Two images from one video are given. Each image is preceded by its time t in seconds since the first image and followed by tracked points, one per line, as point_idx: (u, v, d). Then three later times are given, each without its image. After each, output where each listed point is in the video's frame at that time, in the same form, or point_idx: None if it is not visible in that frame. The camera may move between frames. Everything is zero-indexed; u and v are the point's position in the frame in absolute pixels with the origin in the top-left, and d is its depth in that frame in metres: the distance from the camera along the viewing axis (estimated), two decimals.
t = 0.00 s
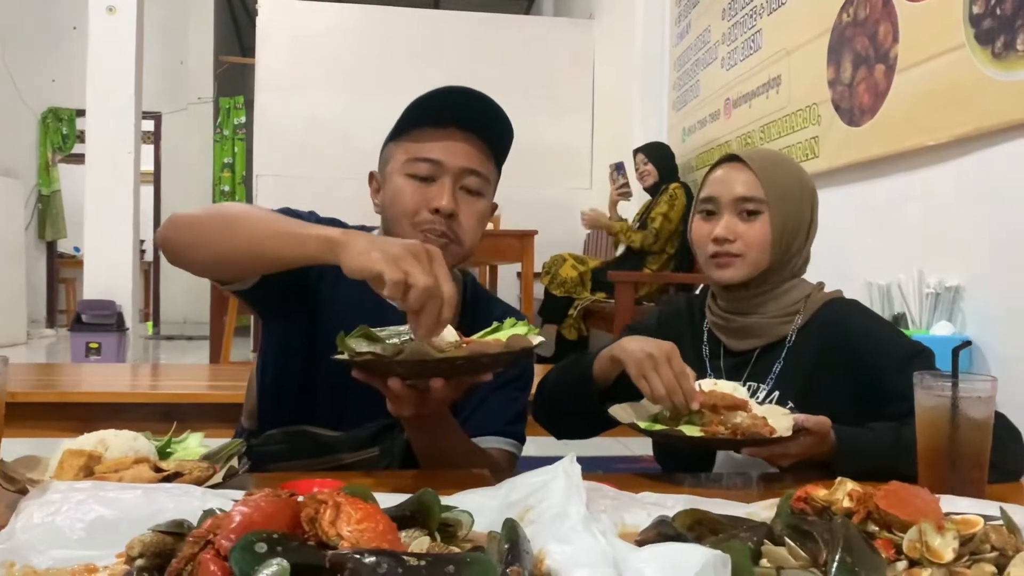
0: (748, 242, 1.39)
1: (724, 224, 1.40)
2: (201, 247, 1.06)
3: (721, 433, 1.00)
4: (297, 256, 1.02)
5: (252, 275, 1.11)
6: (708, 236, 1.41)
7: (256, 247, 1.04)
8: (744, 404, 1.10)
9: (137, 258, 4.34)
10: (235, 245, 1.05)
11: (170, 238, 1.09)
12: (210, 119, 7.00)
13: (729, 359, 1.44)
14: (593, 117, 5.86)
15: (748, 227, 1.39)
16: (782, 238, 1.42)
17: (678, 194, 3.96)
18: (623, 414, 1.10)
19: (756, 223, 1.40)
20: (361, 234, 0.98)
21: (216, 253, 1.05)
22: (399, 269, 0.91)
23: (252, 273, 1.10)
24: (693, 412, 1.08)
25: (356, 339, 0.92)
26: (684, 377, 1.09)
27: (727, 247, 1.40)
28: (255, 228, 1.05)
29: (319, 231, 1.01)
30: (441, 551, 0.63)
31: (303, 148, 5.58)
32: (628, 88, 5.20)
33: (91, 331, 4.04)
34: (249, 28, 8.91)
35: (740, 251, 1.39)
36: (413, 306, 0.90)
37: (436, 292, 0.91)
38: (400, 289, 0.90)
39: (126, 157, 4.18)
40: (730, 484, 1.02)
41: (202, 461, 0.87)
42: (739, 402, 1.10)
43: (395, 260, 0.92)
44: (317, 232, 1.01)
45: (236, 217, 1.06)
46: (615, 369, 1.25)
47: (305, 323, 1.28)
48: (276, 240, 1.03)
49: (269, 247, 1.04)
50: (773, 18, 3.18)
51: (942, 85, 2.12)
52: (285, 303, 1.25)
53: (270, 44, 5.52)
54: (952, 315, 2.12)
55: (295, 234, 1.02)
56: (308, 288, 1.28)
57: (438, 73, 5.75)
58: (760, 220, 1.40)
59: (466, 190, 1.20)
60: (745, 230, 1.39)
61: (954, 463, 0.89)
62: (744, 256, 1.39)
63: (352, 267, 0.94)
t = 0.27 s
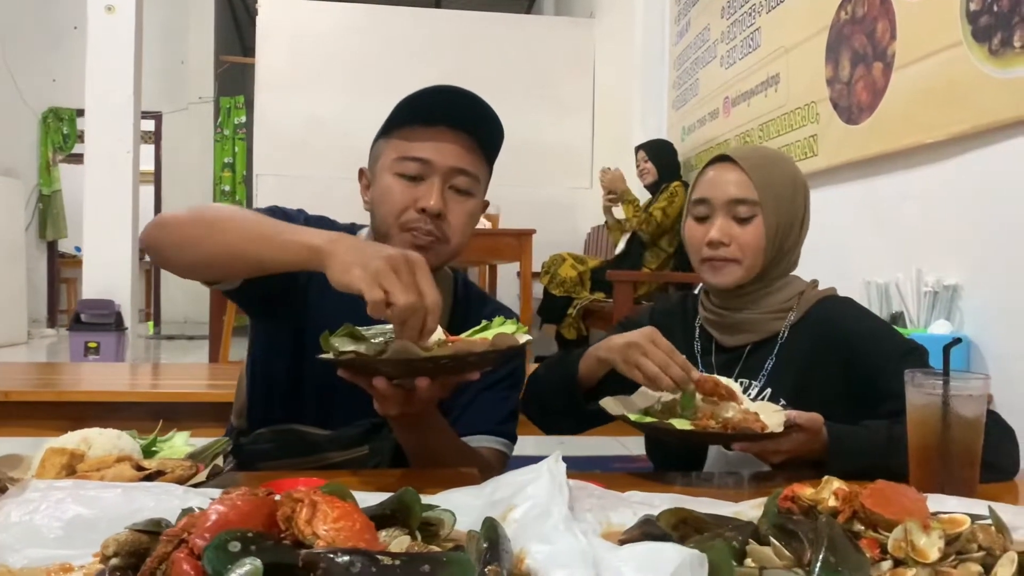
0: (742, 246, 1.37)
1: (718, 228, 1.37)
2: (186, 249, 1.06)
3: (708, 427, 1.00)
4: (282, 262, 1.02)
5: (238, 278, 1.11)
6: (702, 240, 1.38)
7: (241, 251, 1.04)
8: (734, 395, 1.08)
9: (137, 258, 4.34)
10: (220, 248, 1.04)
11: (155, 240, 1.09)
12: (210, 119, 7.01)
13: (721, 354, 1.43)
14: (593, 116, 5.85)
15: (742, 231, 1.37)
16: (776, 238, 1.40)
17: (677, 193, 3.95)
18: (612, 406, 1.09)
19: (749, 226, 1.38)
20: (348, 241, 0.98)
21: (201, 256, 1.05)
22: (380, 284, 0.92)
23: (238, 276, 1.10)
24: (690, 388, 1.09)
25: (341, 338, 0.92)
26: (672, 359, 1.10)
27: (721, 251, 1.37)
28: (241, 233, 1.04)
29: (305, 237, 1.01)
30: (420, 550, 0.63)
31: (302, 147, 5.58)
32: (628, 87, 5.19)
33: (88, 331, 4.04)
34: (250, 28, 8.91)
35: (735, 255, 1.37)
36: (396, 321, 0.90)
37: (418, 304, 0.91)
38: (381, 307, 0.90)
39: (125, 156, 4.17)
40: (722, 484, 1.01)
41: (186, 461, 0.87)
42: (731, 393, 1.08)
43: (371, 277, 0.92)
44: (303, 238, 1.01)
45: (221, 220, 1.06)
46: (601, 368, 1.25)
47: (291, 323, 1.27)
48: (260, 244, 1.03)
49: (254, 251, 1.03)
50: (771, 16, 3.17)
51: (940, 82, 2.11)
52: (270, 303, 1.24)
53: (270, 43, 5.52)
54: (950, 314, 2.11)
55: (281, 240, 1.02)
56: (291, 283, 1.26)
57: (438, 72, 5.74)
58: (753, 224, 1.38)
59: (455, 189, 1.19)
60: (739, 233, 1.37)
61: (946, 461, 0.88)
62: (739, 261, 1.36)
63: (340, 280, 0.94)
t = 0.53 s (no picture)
0: (730, 248, 1.36)
1: (705, 231, 1.35)
2: (161, 274, 1.10)
3: (696, 426, 0.99)
4: (252, 281, 1.05)
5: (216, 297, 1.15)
6: (690, 243, 1.37)
7: (211, 274, 1.07)
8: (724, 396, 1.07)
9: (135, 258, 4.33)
10: (192, 271, 1.08)
11: (130, 265, 1.13)
12: (210, 119, 7.01)
13: (711, 354, 1.42)
14: (594, 116, 5.83)
15: (730, 234, 1.36)
16: (764, 238, 1.39)
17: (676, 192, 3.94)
18: (598, 407, 1.09)
19: (737, 228, 1.36)
20: (311, 256, 1.01)
21: (176, 279, 1.09)
22: (349, 275, 0.96)
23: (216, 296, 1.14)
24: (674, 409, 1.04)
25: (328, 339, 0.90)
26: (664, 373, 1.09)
27: (710, 255, 1.36)
28: (211, 255, 1.08)
29: (270, 256, 1.04)
30: (393, 550, 0.62)
31: (302, 147, 5.57)
32: (628, 86, 5.18)
33: (87, 330, 4.04)
34: (251, 29, 8.92)
35: (723, 258, 1.36)
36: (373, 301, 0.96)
37: (388, 281, 0.97)
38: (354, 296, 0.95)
39: (124, 156, 4.17)
40: (710, 485, 1.00)
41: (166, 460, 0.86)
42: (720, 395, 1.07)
43: (339, 265, 0.98)
44: (268, 256, 1.04)
45: (193, 242, 1.10)
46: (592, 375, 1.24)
47: (277, 322, 1.27)
48: (228, 265, 1.06)
49: (223, 272, 1.07)
50: (769, 14, 3.16)
51: (937, 79, 2.09)
52: (256, 299, 1.24)
53: (270, 43, 5.52)
54: (947, 312, 2.10)
55: (246, 260, 1.05)
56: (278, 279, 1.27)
57: (437, 71, 5.73)
58: (742, 226, 1.37)
59: (445, 188, 1.18)
60: (727, 236, 1.36)
61: (933, 460, 0.87)
62: (728, 263, 1.35)
63: (310, 292, 0.98)
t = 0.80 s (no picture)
0: (715, 249, 1.35)
1: (689, 232, 1.35)
2: (125, 282, 1.08)
3: (679, 426, 0.97)
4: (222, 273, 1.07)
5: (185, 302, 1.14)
6: (674, 245, 1.36)
7: (181, 273, 1.07)
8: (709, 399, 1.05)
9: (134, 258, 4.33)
10: (160, 274, 1.08)
11: (94, 282, 1.11)
12: (211, 119, 7.01)
13: (696, 355, 1.41)
14: (594, 115, 5.82)
15: (716, 235, 1.35)
16: (748, 237, 1.39)
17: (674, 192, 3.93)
18: (579, 406, 1.08)
19: (722, 229, 1.36)
20: (279, 236, 1.06)
21: (144, 287, 1.08)
22: (319, 229, 1.04)
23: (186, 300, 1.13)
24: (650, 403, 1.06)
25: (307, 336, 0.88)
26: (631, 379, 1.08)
27: (694, 256, 1.35)
28: (178, 254, 1.08)
29: (239, 244, 1.07)
30: (356, 554, 0.61)
31: (301, 147, 5.57)
32: (627, 84, 5.16)
33: (85, 331, 4.04)
34: (252, 29, 8.92)
35: (710, 260, 1.35)
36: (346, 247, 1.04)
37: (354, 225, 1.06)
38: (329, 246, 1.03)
39: (123, 156, 4.16)
40: (694, 485, 0.99)
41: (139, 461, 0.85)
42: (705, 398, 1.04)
43: (308, 221, 1.06)
44: (238, 247, 1.07)
45: (155, 245, 1.09)
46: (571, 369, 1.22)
47: (265, 321, 1.28)
48: (199, 260, 1.07)
49: (194, 268, 1.07)
50: (766, 13, 3.14)
51: (932, 77, 2.08)
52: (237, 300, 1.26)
53: (269, 44, 5.52)
54: (942, 312, 2.08)
55: (216, 252, 1.07)
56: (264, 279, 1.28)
57: (437, 71, 5.72)
58: (726, 226, 1.36)
59: (430, 187, 1.17)
60: (712, 237, 1.35)
61: (915, 460, 0.86)
62: (712, 264, 1.35)
63: (286, 266, 1.04)
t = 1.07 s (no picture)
0: (700, 247, 1.35)
1: (675, 231, 1.34)
2: (124, 273, 1.06)
3: (660, 426, 0.96)
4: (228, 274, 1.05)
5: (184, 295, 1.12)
6: (661, 243, 1.36)
7: (183, 269, 1.05)
8: (691, 398, 1.04)
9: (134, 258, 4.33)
10: (162, 269, 1.05)
11: (92, 271, 1.09)
12: (212, 119, 7.01)
13: (683, 355, 1.41)
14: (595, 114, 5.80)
15: (701, 232, 1.35)
16: (735, 235, 1.39)
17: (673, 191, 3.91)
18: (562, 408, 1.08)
19: (707, 226, 1.36)
20: (300, 238, 1.04)
21: (142, 279, 1.06)
22: (350, 236, 1.04)
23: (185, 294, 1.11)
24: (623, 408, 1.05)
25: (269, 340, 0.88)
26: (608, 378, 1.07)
27: (681, 254, 1.35)
28: (183, 250, 1.06)
29: (252, 246, 1.04)
30: (319, 554, 0.60)
31: (302, 147, 5.57)
32: (627, 83, 5.15)
33: (85, 330, 4.05)
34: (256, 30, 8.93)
35: (695, 257, 1.35)
36: (375, 259, 1.04)
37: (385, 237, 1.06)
38: (361, 254, 1.02)
39: (122, 156, 4.15)
40: (673, 484, 0.97)
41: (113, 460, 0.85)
42: (687, 398, 1.03)
43: (341, 228, 1.05)
44: (248, 247, 1.04)
45: (160, 239, 1.07)
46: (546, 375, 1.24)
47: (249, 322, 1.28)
48: (205, 258, 1.05)
49: (198, 266, 1.05)
50: (764, 10, 3.12)
51: (929, 73, 2.06)
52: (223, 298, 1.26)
53: (271, 44, 5.52)
54: (939, 310, 2.06)
55: (225, 252, 1.04)
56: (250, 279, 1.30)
57: (437, 70, 5.71)
58: (711, 224, 1.36)
59: (409, 181, 1.19)
60: (698, 235, 1.35)
61: (899, 459, 0.85)
62: (699, 263, 1.35)
63: (306, 267, 1.02)
